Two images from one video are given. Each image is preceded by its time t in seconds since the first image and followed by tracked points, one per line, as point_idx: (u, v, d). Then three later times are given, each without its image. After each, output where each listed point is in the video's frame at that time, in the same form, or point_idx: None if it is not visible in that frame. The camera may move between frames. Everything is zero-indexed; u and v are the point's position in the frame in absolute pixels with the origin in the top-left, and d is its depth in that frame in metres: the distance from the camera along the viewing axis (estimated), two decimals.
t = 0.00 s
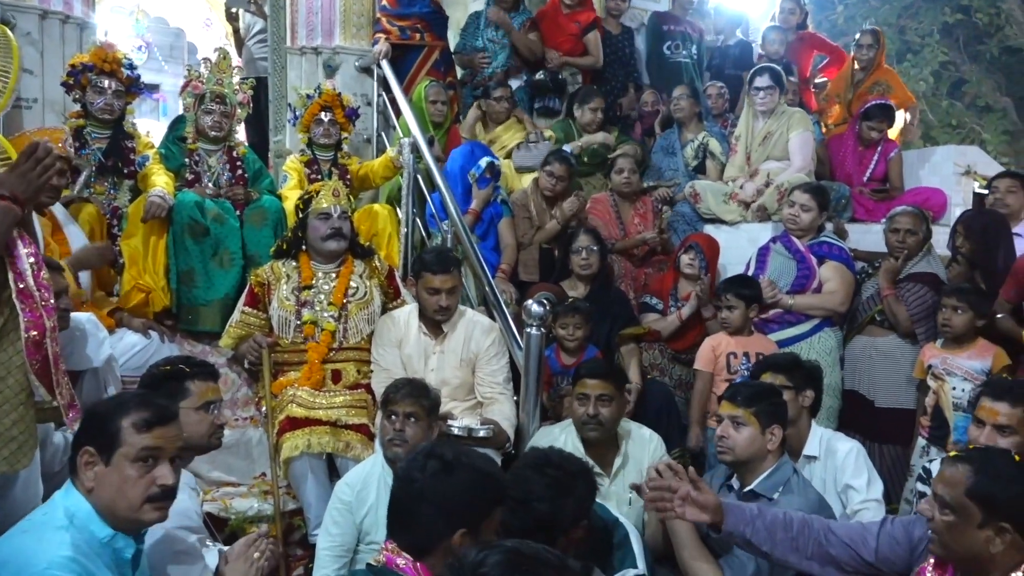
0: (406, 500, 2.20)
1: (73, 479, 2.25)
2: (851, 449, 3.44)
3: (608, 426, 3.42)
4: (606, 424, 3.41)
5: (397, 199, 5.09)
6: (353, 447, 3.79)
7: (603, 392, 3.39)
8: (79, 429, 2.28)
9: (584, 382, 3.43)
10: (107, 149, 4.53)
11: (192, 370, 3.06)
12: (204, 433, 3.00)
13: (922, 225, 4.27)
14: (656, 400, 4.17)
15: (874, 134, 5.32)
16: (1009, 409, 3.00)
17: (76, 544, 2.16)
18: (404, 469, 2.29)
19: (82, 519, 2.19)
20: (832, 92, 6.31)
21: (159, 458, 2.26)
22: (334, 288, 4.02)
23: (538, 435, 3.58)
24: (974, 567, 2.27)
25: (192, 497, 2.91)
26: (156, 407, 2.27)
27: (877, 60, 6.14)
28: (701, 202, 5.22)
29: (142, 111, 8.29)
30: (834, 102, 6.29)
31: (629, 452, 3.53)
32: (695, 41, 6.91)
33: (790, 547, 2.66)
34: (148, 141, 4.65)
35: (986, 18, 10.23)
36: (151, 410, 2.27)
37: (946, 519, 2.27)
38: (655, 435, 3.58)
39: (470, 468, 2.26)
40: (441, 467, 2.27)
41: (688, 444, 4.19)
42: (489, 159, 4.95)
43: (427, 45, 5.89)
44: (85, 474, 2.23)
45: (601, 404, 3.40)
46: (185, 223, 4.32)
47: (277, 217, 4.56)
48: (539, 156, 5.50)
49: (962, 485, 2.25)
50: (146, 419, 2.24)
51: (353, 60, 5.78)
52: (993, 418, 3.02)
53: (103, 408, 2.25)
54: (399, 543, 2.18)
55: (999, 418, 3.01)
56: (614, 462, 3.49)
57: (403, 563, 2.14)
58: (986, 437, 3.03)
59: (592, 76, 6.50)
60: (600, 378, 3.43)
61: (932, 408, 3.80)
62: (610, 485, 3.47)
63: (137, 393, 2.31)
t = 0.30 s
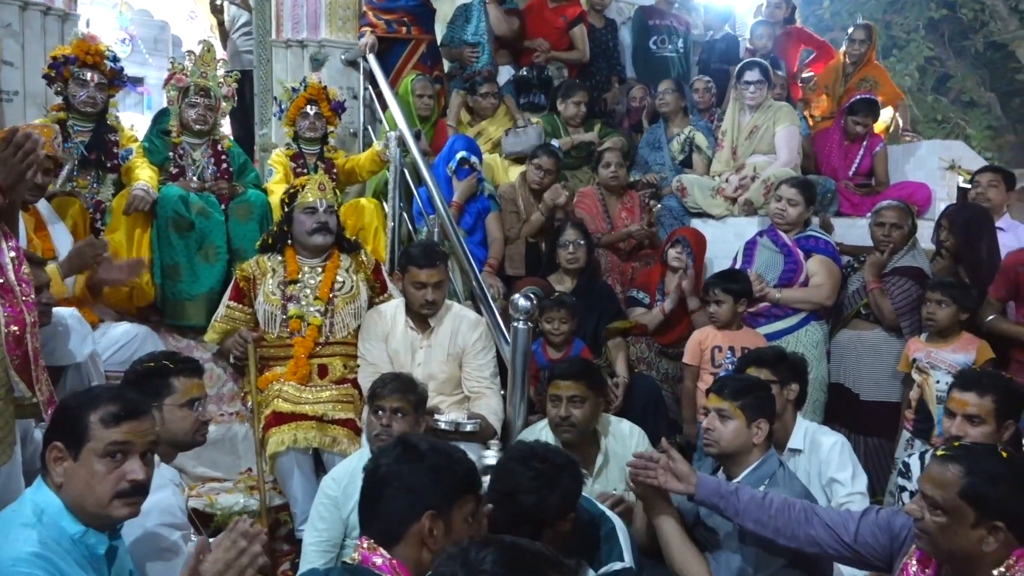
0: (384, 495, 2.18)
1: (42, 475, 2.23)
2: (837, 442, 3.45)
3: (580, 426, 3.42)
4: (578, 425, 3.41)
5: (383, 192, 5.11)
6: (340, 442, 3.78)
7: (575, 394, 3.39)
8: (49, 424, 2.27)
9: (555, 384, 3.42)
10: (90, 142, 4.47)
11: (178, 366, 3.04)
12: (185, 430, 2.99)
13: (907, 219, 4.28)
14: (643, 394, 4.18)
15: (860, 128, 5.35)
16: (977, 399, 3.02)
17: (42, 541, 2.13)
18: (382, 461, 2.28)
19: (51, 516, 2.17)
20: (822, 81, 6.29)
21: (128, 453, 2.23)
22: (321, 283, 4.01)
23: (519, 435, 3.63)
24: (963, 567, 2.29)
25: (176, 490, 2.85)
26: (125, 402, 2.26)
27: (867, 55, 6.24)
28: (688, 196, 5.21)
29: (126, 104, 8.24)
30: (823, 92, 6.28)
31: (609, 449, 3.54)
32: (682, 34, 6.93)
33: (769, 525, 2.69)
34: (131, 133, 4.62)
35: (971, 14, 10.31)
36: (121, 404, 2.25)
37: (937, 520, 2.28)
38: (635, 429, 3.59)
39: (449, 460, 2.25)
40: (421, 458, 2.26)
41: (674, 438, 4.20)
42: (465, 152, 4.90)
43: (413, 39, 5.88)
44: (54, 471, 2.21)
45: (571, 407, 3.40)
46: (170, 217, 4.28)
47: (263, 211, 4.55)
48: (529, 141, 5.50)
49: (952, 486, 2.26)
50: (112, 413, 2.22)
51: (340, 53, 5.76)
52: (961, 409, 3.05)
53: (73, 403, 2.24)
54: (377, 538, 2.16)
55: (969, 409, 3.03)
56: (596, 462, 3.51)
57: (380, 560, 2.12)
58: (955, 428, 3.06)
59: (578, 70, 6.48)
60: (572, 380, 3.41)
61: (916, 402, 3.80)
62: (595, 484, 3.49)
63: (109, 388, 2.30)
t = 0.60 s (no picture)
0: (374, 490, 2.18)
1: (17, 471, 2.22)
2: (825, 434, 3.47)
3: (561, 418, 3.43)
4: (559, 416, 3.42)
5: (372, 184, 5.10)
6: (330, 436, 3.77)
7: (555, 384, 3.40)
8: (23, 417, 2.24)
9: (538, 373, 3.43)
10: (76, 135, 4.46)
11: (166, 360, 3.02)
12: (175, 423, 2.98)
13: (896, 211, 4.29)
14: (632, 387, 4.18)
15: (849, 121, 5.35)
16: (946, 387, 3.05)
17: (16, 535, 2.14)
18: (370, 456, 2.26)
19: (25, 511, 2.16)
20: (812, 73, 6.36)
21: (101, 446, 2.21)
22: (310, 276, 4.00)
23: (506, 427, 3.63)
24: (952, 551, 2.30)
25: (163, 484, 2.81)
26: (98, 394, 2.23)
27: (861, 49, 6.22)
28: (677, 188, 5.22)
29: (113, 97, 8.19)
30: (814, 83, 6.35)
31: (592, 440, 3.53)
32: (670, 26, 6.91)
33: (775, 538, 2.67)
34: (118, 126, 4.60)
35: (959, 6, 10.33)
36: (93, 396, 2.22)
37: (926, 504, 2.29)
38: (618, 419, 3.60)
39: (436, 453, 2.25)
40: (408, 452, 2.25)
41: (664, 430, 4.21)
42: (452, 146, 4.86)
43: (402, 31, 5.87)
44: (28, 465, 2.19)
45: (553, 397, 3.42)
46: (157, 210, 4.26)
47: (251, 204, 4.51)
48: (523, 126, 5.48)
49: (940, 470, 2.27)
50: (83, 406, 2.19)
51: (328, 45, 5.72)
52: (931, 399, 3.07)
53: (46, 395, 2.22)
54: (371, 535, 2.14)
55: (938, 398, 3.05)
56: (579, 453, 3.50)
57: (368, 555, 2.10)
58: (932, 417, 3.08)
59: (564, 61, 6.56)
60: (554, 369, 3.42)
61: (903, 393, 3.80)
62: (582, 477, 3.49)
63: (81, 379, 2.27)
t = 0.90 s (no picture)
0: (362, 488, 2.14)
1: None
2: (811, 426, 3.49)
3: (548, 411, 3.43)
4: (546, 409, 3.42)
5: (360, 178, 5.09)
6: (316, 430, 3.75)
7: (544, 376, 3.41)
8: None
9: (526, 366, 3.43)
10: (58, 128, 4.42)
11: (146, 357, 2.99)
12: (151, 423, 2.95)
13: (882, 205, 4.32)
14: (620, 380, 4.19)
15: (835, 115, 5.39)
16: (920, 377, 3.07)
17: None
18: (363, 455, 2.20)
19: None
20: (801, 67, 6.37)
21: (71, 441, 2.14)
22: (296, 270, 3.99)
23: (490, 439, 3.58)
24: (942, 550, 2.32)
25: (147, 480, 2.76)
26: (66, 388, 2.16)
27: (849, 44, 6.21)
28: (664, 182, 5.25)
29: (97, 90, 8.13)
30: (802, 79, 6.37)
31: (580, 432, 3.54)
32: (659, 18, 6.89)
33: None
34: (100, 120, 4.56)
35: (944, 2, 10.41)
36: (61, 390, 2.15)
37: (918, 503, 2.30)
38: (604, 412, 3.61)
39: (422, 452, 2.23)
40: (401, 457, 2.21)
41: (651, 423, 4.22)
42: (443, 141, 4.85)
43: (389, 24, 5.86)
44: None
45: (540, 389, 3.43)
46: (142, 204, 4.22)
47: (236, 198, 4.48)
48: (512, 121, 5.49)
49: (932, 471, 2.29)
50: (50, 402, 2.12)
51: (313, 39, 5.68)
52: (906, 388, 3.10)
53: (8, 391, 2.14)
54: (361, 533, 2.13)
55: (912, 388, 3.08)
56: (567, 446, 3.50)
57: (356, 552, 2.10)
58: (914, 411, 3.10)
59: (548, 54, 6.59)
60: (542, 362, 3.42)
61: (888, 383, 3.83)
62: (569, 469, 3.47)
63: (46, 374, 2.20)
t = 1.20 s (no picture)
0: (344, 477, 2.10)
1: None
2: (791, 411, 3.51)
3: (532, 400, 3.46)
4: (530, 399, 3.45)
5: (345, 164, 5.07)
6: (302, 416, 3.76)
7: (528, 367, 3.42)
8: None
9: (511, 355, 3.45)
10: (38, 111, 4.38)
11: (135, 344, 2.98)
12: (135, 405, 2.93)
13: (865, 193, 4.34)
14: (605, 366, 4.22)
15: (819, 102, 5.40)
16: (909, 363, 3.10)
17: None
18: (343, 443, 2.17)
19: None
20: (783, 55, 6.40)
21: (50, 426, 2.11)
22: (281, 256, 3.97)
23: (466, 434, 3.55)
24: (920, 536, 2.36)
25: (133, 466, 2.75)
26: (43, 372, 2.13)
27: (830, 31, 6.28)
28: (650, 169, 5.26)
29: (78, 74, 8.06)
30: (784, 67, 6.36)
31: (566, 418, 3.55)
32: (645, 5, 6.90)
33: None
34: (81, 103, 4.51)
35: None
36: (40, 375, 2.12)
37: (900, 492, 2.33)
38: (588, 398, 3.63)
39: (406, 438, 2.23)
40: (385, 444, 2.19)
41: (636, 409, 4.24)
42: (435, 129, 4.85)
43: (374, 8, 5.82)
44: None
45: (523, 378, 3.45)
46: (124, 189, 4.20)
47: (220, 183, 4.47)
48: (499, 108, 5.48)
49: (914, 459, 2.31)
50: (29, 386, 2.09)
51: (297, 22, 5.64)
52: (900, 374, 3.13)
53: None
54: (340, 520, 2.10)
55: (901, 373, 3.11)
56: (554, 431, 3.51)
57: (338, 539, 2.06)
58: (899, 395, 3.14)
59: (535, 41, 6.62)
60: (527, 350, 3.44)
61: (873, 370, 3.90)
62: (554, 454, 3.49)
63: (23, 359, 2.16)
